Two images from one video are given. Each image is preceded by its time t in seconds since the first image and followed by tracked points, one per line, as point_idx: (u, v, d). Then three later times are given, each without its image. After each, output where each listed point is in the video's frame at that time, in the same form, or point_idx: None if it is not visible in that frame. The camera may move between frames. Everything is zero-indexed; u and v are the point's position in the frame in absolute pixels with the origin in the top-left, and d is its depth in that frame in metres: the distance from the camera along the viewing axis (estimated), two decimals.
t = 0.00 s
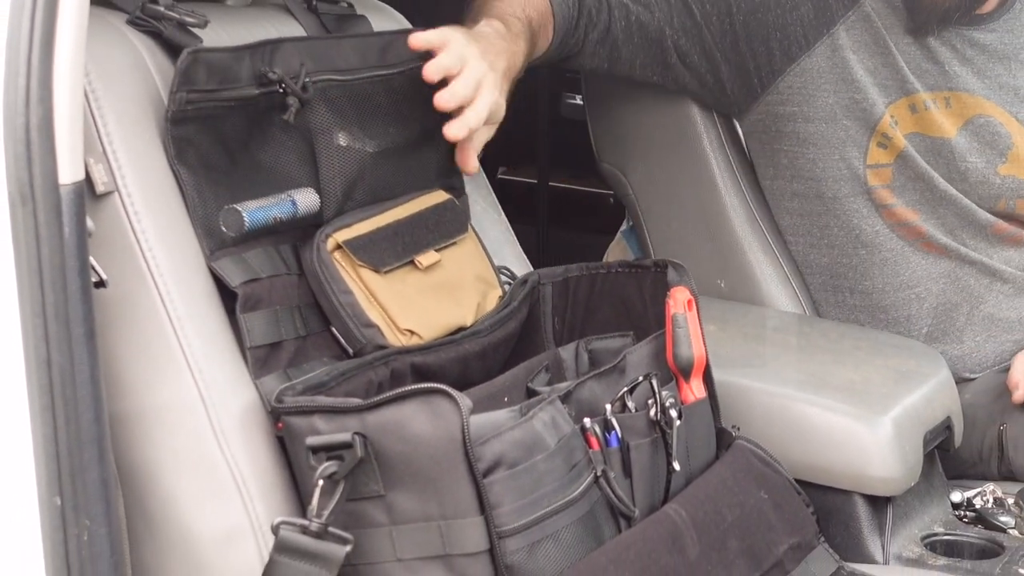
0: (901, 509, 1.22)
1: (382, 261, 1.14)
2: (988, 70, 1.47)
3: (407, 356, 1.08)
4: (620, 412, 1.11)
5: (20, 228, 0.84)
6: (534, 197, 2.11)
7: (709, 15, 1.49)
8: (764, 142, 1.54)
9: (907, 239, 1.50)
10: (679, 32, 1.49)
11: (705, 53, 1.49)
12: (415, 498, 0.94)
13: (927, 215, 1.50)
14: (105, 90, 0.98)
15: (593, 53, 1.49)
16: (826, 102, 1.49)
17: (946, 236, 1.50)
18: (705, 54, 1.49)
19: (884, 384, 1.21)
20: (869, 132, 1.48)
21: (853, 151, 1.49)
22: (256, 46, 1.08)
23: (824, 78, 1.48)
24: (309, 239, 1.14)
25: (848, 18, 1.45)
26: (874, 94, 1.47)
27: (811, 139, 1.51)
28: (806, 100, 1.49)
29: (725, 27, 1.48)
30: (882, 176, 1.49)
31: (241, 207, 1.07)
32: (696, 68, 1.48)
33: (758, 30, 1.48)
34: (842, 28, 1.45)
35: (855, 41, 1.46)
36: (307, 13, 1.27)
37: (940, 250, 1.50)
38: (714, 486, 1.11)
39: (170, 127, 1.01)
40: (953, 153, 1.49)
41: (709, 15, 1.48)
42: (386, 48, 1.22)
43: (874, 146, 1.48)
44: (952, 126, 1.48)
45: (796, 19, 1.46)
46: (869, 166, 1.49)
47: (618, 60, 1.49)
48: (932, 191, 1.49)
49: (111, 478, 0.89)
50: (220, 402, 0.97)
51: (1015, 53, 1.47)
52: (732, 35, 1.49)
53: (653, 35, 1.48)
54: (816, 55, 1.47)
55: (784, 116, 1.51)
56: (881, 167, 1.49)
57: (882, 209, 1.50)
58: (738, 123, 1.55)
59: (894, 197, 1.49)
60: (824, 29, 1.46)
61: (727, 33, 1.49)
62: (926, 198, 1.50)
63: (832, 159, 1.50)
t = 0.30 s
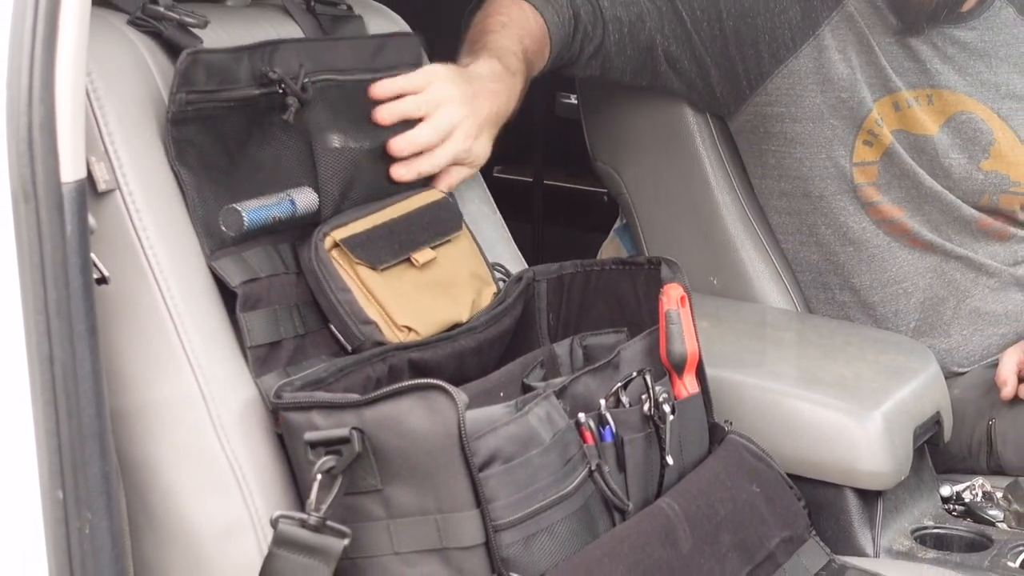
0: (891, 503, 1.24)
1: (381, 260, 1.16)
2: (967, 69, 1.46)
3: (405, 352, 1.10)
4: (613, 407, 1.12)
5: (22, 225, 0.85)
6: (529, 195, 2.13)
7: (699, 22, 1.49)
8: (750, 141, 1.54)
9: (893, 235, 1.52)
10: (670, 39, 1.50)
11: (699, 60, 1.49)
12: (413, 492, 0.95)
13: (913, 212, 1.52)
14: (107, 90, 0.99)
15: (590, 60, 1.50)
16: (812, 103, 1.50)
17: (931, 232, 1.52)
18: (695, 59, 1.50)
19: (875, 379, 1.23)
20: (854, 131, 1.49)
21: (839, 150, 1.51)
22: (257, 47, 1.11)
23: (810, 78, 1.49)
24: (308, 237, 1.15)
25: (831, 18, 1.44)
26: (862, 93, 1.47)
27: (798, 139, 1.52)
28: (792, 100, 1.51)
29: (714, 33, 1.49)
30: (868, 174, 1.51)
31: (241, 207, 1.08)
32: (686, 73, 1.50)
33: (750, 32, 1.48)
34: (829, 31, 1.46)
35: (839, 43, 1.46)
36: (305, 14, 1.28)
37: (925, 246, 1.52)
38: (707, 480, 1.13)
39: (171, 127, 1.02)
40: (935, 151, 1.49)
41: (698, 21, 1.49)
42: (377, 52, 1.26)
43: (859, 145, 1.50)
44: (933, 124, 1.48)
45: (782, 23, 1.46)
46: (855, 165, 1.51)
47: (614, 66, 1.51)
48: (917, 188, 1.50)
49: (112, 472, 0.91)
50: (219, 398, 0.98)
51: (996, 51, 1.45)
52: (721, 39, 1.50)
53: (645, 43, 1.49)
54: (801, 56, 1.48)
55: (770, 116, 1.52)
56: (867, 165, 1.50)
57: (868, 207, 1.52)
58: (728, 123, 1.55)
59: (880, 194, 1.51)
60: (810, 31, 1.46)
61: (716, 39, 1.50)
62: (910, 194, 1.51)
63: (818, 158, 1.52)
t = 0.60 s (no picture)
0: (881, 496, 1.26)
1: (380, 256, 1.17)
2: (946, 66, 1.50)
3: (402, 348, 1.11)
4: (607, 402, 1.14)
5: (25, 223, 0.87)
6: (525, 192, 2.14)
7: (681, 30, 1.52)
8: (738, 140, 1.56)
9: (881, 231, 1.54)
10: (654, 50, 1.51)
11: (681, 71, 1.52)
12: (410, 486, 0.97)
13: (900, 208, 1.54)
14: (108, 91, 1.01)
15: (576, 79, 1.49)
16: (798, 104, 1.52)
17: (919, 228, 1.54)
18: (679, 69, 1.52)
19: (866, 375, 1.24)
20: (840, 130, 1.51)
21: (826, 149, 1.52)
22: (251, 48, 1.12)
23: (794, 80, 1.51)
24: (309, 233, 1.16)
25: (812, 21, 1.48)
26: (846, 92, 1.50)
27: (786, 141, 1.54)
28: (779, 102, 1.52)
29: (697, 42, 1.52)
30: (854, 172, 1.52)
31: (242, 206, 1.09)
32: (672, 83, 1.52)
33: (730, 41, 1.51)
34: (808, 33, 1.49)
35: (819, 45, 1.49)
36: (301, 14, 1.29)
37: (913, 241, 1.53)
38: (700, 474, 1.14)
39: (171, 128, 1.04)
40: (918, 147, 1.52)
41: (680, 31, 1.51)
42: (367, 48, 1.26)
43: (845, 143, 1.52)
44: (915, 120, 1.51)
45: (762, 29, 1.50)
46: (841, 163, 1.52)
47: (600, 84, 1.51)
48: (903, 184, 1.52)
49: (113, 466, 0.92)
50: (219, 393, 1.00)
51: (971, 47, 1.51)
52: (705, 47, 1.52)
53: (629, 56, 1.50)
54: (784, 59, 1.50)
55: (757, 117, 1.54)
56: (854, 163, 1.52)
57: (856, 204, 1.53)
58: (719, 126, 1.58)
59: (867, 191, 1.52)
60: (791, 35, 1.49)
61: (698, 48, 1.52)
62: (897, 190, 1.53)
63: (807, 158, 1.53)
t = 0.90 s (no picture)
0: (872, 491, 1.27)
1: (378, 254, 1.19)
2: (927, 63, 1.49)
3: (399, 345, 1.13)
4: (602, 397, 1.15)
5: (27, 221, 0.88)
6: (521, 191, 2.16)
7: (666, 36, 1.53)
8: (727, 139, 1.58)
9: (870, 228, 1.56)
10: (640, 57, 1.53)
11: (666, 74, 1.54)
12: (406, 480, 0.98)
13: (888, 205, 1.55)
14: (108, 91, 1.02)
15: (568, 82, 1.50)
16: (785, 104, 1.53)
17: (909, 223, 1.55)
18: (666, 74, 1.54)
19: (857, 371, 1.26)
20: (826, 129, 1.53)
21: (814, 147, 1.54)
22: (252, 48, 1.13)
23: (781, 80, 1.53)
24: (307, 232, 1.18)
25: (795, 23, 1.49)
26: (830, 92, 1.51)
27: (775, 141, 1.56)
28: (767, 102, 1.54)
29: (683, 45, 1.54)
30: (842, 170, 1.55)
31: (240, 204, 1.10)
32: (660, 87, 1.54)
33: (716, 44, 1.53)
34: (793, 34, 1.50)
35: (802, 45, 1.50)
36: (300, 15, 1.30)
37: (901, 237, 1.55)
38: (693, 469, 1.16)
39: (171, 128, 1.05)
40: (903, 145, 1.52)
41: (665, 36, 1.53)
42: (369, 48, 1.28)
43: (832, 141, 1.53)
44: (900, 117, 1.51)
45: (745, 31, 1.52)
46: (830, 161, 1.54)
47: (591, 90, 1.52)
48: (890, 180, 1.54)
49: (114, 461, 0.93)
50: (218, 389, 1.01)
51: (953, 45, 1.48)
52: (690, 51, 1.54)
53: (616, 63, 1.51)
54: (770, 60, 1.52)
55: (745, 117, 1.55)
56: (842, 161, 1.54)
57: (846, 201, 1.55)
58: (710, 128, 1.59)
59: (856, 189, 1.55)
60: (775, 37, 1.50)
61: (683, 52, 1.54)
62: (885, 186, 1.54)
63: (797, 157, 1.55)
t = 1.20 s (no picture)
0: (863, 485, 1.29)
1: (374, 251, 1.20)
2: (923, 72, 1.52)
3: (396, 341, 1.14)
4: (597, 393, 1.17)
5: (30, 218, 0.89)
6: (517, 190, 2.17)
7: (669, 81, 1.49)
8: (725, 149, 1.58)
9: (859, 239, 1.56)
10: (643, 105, 1.51)
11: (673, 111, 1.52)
12: (403, 474, 1.00)
13: (877, 216, 1.55)
14: (110, 91, 1.03)
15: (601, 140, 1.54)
16: (778, 123, 1.53)
17: (897, 233, 1.57)
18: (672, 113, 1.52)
19: (849, 367, 1.28)
20: (818, 146, 1.52)
21: (804, 163, 1.53)
22: (257, 49, 1.16)
23: (774, 97, 1.52)
24: (304, 232, 1.19)
25: (789, 36, 1.50)
26: (824, 103, 1.51)
27: (767, 156, 1.55)
28: (757, 119, 1.53)
29: (683, 86, 1.49)
30: (832, 185, 1.53)
31: (238, 204, 1.12)
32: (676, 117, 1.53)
33: (715, 79, 1.50)
34: (787, 48, 1.50)
35: (795, 58, 1.50)
36: (300, 16, 1.32)
37: (890, 245, 1.56)
38: (686, 463, 1.17)
39: (171, 127, 1.06)
40: (897, 153, 1.53)
41: (665, 78, 1.49)
42: (378, 48, 1.31)
43: (823, 156, 1.52)
44: (894, 126, 1.52)
45: (737, 62, 1.49)
46: (819, 176, 1.53)
47: (605, 139, 1.54)
48: (881, 195, 1.53)
49: (115, 455, 0.94)
50: (218, 383, 1.03)
51: (947, 53, 1.53)
52: (695, 88, 1.50)
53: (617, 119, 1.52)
54: (764, 76, 1.51)
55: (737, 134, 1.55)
56: (833, 176, 1.53)
57: (833, 215, 1.55)
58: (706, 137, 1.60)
59: (844, 203, 1.54)
60: (768, 53, 1.50)
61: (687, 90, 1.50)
62: (875, 200, 1.54)
63: (788, 173, 1.55)
